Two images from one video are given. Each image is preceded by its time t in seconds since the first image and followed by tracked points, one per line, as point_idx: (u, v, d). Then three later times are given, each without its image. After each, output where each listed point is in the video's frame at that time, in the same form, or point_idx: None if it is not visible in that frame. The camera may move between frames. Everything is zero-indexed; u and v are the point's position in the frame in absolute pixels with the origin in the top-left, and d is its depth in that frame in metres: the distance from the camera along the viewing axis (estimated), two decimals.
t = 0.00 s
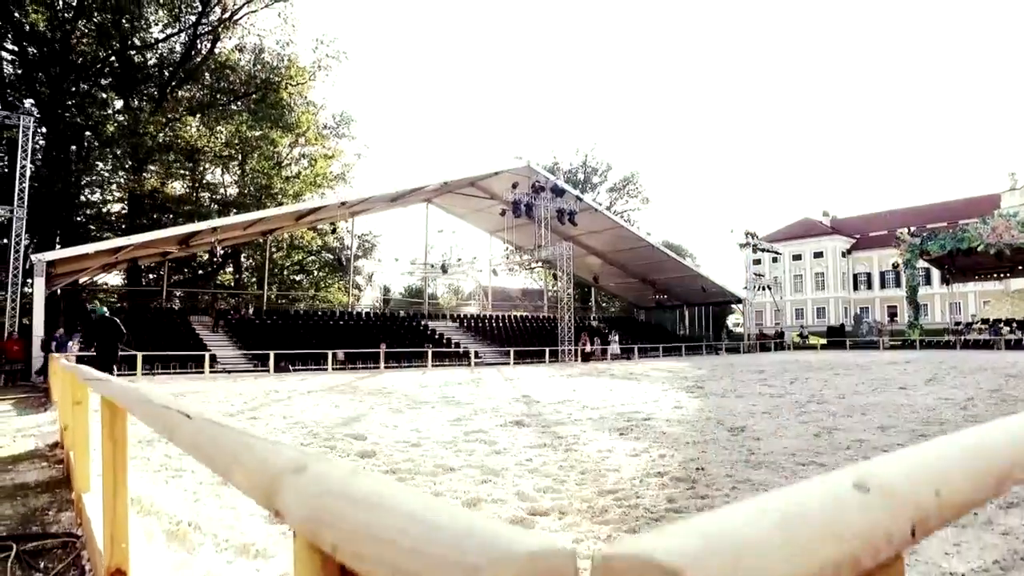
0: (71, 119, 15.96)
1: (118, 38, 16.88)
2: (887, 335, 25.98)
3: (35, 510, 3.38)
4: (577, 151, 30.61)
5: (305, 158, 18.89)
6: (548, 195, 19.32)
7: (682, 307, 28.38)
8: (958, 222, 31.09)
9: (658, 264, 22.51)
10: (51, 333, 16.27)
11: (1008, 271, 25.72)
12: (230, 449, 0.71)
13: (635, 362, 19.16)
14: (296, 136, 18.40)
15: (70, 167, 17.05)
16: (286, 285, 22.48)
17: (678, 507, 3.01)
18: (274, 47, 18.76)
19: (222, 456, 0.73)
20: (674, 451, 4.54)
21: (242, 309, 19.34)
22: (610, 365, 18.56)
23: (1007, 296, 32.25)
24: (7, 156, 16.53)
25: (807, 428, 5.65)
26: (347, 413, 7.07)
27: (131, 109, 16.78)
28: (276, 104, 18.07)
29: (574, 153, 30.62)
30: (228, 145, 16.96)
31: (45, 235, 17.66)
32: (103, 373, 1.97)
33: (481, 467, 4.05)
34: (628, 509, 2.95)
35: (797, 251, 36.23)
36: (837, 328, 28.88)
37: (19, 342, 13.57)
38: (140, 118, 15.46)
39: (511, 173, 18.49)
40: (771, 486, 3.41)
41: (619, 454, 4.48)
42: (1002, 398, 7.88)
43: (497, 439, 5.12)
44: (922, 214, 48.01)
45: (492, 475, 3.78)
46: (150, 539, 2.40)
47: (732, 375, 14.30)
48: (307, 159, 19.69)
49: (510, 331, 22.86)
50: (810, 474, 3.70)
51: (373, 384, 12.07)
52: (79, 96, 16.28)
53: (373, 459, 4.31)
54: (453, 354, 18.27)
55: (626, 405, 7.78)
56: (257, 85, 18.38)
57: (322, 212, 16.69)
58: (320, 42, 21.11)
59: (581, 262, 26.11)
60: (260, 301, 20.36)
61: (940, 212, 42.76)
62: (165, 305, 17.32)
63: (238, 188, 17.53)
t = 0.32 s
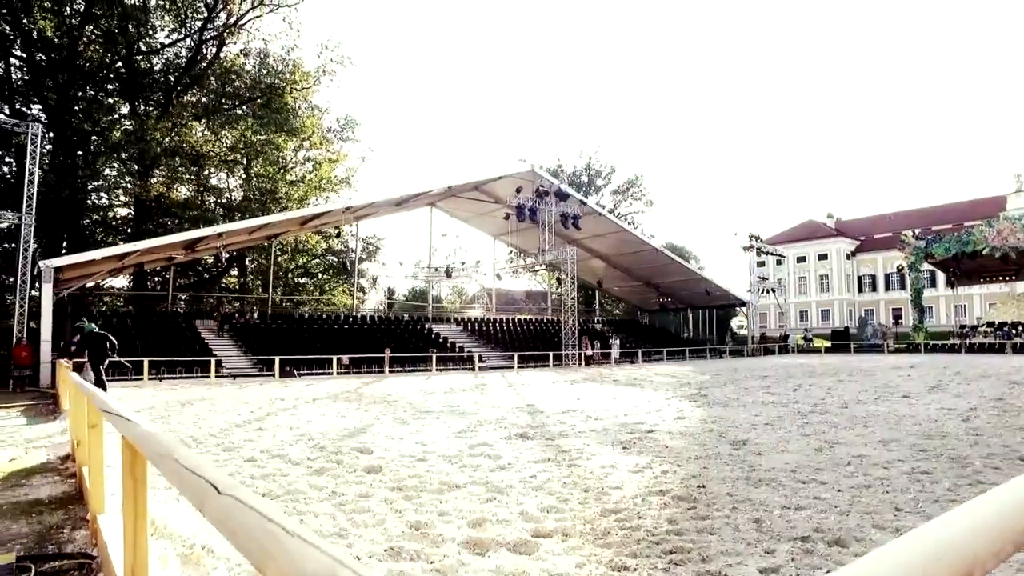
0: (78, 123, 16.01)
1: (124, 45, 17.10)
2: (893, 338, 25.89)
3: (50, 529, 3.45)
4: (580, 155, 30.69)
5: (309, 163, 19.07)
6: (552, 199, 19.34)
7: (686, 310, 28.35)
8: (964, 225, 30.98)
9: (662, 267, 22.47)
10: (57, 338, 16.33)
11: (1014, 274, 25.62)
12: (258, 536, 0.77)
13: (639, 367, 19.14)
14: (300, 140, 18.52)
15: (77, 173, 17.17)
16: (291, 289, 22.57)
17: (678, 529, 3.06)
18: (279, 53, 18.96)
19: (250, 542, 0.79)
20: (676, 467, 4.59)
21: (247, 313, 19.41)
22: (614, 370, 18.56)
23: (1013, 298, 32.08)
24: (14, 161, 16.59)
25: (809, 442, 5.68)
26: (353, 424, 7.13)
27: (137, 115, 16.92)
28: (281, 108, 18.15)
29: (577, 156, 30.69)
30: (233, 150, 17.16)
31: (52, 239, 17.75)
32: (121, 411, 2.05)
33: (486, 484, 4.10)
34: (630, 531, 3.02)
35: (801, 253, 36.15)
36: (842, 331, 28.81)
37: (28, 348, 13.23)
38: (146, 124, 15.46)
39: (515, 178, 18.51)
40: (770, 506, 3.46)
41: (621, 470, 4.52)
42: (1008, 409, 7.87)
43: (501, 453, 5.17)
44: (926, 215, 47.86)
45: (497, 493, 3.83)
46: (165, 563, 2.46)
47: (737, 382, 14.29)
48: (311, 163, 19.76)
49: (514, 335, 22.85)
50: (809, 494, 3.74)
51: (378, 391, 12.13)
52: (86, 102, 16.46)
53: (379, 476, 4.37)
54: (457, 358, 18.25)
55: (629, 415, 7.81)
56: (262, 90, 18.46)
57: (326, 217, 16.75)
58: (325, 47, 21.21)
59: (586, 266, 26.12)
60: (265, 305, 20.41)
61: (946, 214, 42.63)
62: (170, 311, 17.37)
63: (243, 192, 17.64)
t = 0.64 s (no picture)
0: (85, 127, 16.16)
1: (130, 50, 17.30)
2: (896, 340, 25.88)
3: (66, 535, 3.56)
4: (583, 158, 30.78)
5: (313, 166, 19.22)
6: (555, 203, 19.43)
7: (689, 312, 28.39)
8: (967, 227, 30.97)
9: (665, 269, 22.52)
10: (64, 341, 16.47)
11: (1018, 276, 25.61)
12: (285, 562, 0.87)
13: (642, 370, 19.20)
14: (304, 144, 18.67)
15: (83, 176, 17.33)
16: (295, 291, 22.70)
17: (674, 537, 3.16)
18: (283, 57, 19.15)
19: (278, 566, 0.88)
20: (675, 475, 4.68)
21: (251, 316, 19.54)
22: (617, 373, 18.62)
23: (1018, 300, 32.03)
24: (22, 166, 16.78)
25: (807, 449, 5.76)
26: (358, 429, 7.23)
27: (143, 120, 17.09)
28: (285, 112, 18.34)
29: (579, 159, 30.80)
30: (238, 155, 17.32)
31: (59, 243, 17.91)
32: (142, 429, 2.16)
33: (489, 492, 4.19)
34: (627, 539, 3.12)
35: (805, 255, 36.11)
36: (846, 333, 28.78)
37: (36, 352, 13.18)
38: (152, 129, 15.58)
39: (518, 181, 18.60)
40: (764, 514, 3.55)
41: (621, 477, 4.61)
42: (1008, 415, 7.92)
43: (504, 460, 5.26)
44: (930, 216, 47.79)
45: (499, 500, 3.93)
46: (181, 571, 2.57)
47: (738, 385, 14.33)
48: (315, 167, 19.90)
49: (517, 338, 22.93)
50: (803, 502, 3.83)
51: (382, 395, 12.23)
52: (92, 107, 16.66)
53: (385, 483, 4.45)
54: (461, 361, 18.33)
55: (631, 420, 7.89)
56: (266, 94, 18.64)
57: (331, 220, 16.87)
58: (329, 51, 21.37)
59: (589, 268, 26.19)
60: (270, 307, 20.54)
61: (950, 215, 42.55)
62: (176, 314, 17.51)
63: (248, 196, 17.78)
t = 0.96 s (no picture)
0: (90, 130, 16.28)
1: (135, 54, 17.42)
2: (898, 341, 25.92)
3: (81, 532, 3.67)
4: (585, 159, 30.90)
5: (317, 168, 19.33)
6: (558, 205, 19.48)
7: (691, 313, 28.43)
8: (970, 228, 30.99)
9: (667, 271, 22.59)
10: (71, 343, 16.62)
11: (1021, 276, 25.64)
12: (307, 548, 0.98)
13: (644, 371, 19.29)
14: (308, 146, 18.76)
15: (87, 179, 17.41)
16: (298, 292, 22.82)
17: (671, 535, 3.26)
18: (287, 59, 19.27)
19: (301, 552, 1.00)
20: (673, 475, 4.77)
21: (255, 317, 19.67)
22: (619, 373, 18.72)
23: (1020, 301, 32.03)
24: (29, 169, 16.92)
25: (804, 450, 5.85)
26: (362, 430, 7.35)
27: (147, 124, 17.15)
28: (289, 115, 18.49)
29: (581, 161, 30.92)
30: (241, 157, 17.44)
31: (63, 245, 18.03)
32: (160, 430, 2.28)
33: (492, 491, 4.29)
34: (624, 537, 3.22)
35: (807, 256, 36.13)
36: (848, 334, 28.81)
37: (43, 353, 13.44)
38: (156, 132, 15.67)
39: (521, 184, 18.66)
40: (759, 514, 3.65)
41: (621, 477, 4.71)
42: (1006, 416, 8.02)
43: (507, 460, 5.37)
44: (933, 216, 47.78)
45: (501, 500, 4.03)
46: (195, 566, 2.66)
47: (739, 386, 14.41)
48: (318, 168, 20.02)
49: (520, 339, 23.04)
50: (798, 501, 3.93)
51: (385, 396, 12.34)
52: (97, 110, 16.77)
53: (390, 483, 4.54)
54: (464, 362, 18.42)
55: (632, 422, 7.98)
56: (270, 97, 18.79)
57: (334, 223, 16.98)
58: (333, 54, 21.53)
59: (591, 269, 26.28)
60: (273, 309, 20.65)
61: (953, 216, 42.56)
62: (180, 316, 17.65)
63: (252, 198, 17.87)
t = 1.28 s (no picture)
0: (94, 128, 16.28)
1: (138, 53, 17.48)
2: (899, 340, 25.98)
3: (96, 522, 3.80)
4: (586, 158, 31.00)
5: (318, 167, 19.39)
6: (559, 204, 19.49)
7: (692, 312, 28.51)
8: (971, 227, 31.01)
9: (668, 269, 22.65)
10: (76, 341, 16.74)
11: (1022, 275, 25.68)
12: (329, 517, 1.10)
13: (644, 370, 19.41)
14: (309, 145, 18.81)
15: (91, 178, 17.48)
16: (300, 291, 22.89)
17: (666, 524, 3.39)
18: (289, 58, 19.34)
19: (324, 521, 1.11)
20: (671, 469, 4.90)
21: (258, 315, 19.76)
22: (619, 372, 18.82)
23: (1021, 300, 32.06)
24: (34, 169, 16.97)
25: (799, 445, 5.97)
26: (366, 426, 7.48)
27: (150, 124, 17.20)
28: (291, 114, 18.47)
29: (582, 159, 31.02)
30: (243, 156, 17.47)
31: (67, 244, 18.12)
32: (178, 420, 2.40)
33: (495, 484, 4.42)
34: (622, 526, 3.34)
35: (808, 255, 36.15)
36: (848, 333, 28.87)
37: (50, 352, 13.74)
38: (160, 132, 15.67)
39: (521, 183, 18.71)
40: (752, 505, 3.77)
41: (619, 471, 4.83)
42: (1001, 413, 8.12)
43: (509, 455, 5.49)
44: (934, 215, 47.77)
45: (502, 492, 4.15)
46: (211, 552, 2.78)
47: (739, 384, 14.50)
48: (320, 168, 20.04)
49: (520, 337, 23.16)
50: (791, 493, 4.06)
51: (387, 393, 12.45)
52: (101, 109, 16.84)
53: (395, 477, 4.64)
54: (465, 361, 18.54)
55: (631, 419, 8.09)
56: (272, 96, 18.83)
57: (336, 222, 17.06)
58: (335, 54, 21.55)
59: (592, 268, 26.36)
60: (275, 308, 20.73)
61: (955, 215, 42.57)
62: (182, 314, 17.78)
63: (254, 196, 17.92)
